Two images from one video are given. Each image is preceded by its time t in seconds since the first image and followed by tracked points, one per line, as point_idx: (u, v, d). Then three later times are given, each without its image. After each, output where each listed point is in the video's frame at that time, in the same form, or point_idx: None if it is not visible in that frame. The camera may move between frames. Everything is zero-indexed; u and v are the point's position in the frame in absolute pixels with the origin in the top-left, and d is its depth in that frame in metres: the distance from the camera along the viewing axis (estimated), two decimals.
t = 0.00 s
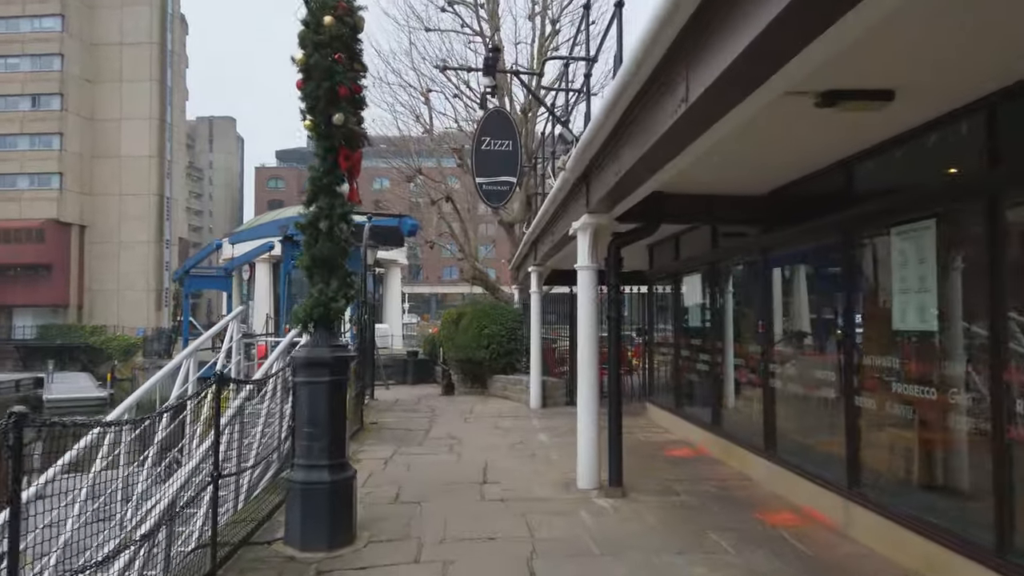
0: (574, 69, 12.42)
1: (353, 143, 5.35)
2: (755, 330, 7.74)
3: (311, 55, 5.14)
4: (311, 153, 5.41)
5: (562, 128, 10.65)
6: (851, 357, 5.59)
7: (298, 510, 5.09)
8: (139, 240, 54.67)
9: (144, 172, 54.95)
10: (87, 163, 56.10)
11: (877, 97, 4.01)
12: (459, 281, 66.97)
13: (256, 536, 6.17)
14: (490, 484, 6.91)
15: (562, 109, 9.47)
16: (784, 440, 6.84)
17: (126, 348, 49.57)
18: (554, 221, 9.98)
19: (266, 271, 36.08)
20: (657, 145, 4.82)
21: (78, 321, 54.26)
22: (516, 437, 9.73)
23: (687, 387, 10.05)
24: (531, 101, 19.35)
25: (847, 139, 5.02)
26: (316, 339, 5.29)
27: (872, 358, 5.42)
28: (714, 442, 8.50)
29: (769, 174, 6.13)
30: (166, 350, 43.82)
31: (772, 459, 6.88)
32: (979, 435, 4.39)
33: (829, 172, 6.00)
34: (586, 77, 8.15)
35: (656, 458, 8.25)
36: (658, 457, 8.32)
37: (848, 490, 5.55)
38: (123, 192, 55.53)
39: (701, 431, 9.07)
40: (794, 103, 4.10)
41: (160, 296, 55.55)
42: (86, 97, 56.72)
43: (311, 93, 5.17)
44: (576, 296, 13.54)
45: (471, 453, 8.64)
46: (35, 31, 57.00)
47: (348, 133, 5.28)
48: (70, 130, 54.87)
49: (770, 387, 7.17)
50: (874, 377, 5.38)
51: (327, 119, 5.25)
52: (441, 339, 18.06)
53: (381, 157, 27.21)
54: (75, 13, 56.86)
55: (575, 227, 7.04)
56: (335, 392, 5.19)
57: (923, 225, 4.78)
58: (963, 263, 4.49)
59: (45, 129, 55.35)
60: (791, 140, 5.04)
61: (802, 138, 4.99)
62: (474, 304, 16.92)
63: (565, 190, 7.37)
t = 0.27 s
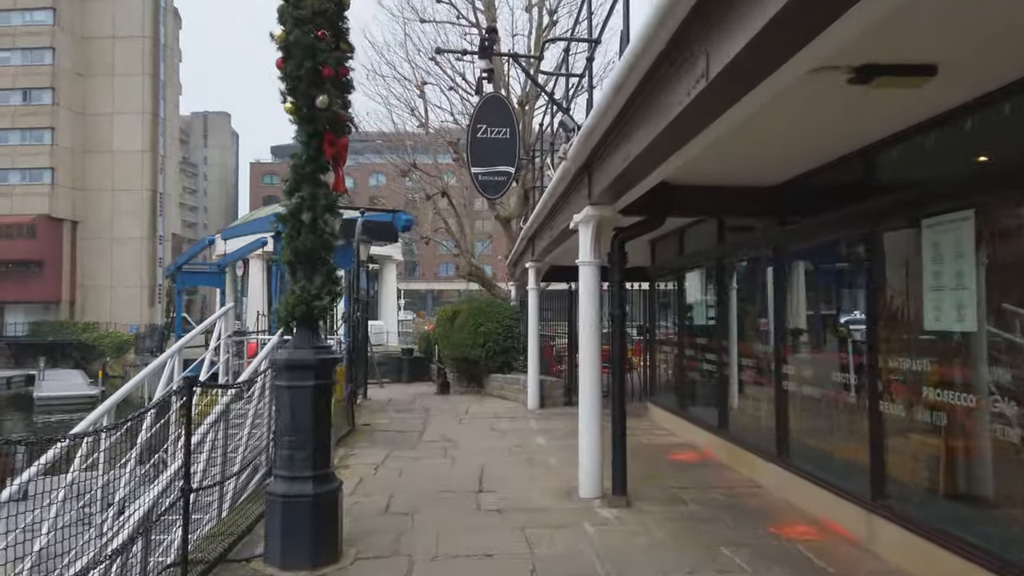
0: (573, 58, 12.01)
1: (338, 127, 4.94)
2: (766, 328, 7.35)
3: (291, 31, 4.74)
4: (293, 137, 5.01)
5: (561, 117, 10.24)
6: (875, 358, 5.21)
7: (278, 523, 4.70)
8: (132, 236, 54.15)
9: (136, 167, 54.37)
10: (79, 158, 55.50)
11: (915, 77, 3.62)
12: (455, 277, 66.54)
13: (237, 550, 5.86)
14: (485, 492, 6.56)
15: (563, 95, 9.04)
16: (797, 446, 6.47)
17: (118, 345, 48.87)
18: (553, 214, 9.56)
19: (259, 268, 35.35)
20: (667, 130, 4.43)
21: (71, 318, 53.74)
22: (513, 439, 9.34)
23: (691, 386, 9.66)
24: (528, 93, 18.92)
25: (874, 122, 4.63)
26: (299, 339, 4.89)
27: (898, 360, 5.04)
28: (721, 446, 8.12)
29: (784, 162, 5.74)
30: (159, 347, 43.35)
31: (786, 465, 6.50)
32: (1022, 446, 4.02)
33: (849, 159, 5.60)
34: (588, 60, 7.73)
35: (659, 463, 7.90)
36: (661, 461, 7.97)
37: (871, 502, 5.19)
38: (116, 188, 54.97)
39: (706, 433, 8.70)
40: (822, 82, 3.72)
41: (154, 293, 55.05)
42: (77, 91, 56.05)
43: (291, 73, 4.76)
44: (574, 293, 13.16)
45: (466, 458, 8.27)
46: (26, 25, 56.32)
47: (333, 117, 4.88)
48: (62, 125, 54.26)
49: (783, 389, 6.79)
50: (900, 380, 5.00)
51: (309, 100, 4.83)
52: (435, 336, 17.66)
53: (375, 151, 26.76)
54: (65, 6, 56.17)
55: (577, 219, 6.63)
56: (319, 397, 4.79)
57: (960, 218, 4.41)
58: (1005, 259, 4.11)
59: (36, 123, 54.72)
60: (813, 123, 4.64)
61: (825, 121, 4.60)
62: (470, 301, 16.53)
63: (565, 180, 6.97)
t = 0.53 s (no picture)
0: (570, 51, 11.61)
1: (316, 116, 4.53)
2: (774, 331, 6.99)
3: (263, 10, 4.33)
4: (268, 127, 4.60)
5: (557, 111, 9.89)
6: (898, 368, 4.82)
7: (249, 549, 4.30)
8: (124, 235, 53.65)
9: (129, 166, 53.83)
10: (71, 156, 54.92)
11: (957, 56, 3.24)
12: (451, 277, 66.13)
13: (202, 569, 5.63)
14: (478, 508, 6.18)
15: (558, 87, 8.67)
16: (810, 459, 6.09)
17: (110, 345, 48.33)
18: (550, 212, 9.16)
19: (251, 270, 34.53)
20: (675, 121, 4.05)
21: (62, 318, 53.19)
22: (507, 448, 8.96)
23: (692, 391, 9.29)
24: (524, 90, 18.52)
25: (900, 110, 4.24)
26: (273, 347, 4.49)
27: (924, 371, 4.65)
28: (725, 455, 7.75)
29: (798, 155, 5.34)
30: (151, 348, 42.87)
31: (796, 479, 6.12)
32: None
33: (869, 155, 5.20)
34: (587, 49, 7.34)
35: (660, 474, 7.53)
36: (662, 472, 7.60)
37: (895, 524, 4.81)
38: (108, 186, 54.43)
39: (709, 441, 8.33)
40: (853, 61, 3.33)
41: (146, 292, 54.53)
42: (69, 89, 55.46)
43: (264, 55, 4.35)
44: (572, 293, 12.77)
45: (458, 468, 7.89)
46: (17, 22, 55.68)
47: (310, 106, 4.46)
48: (53, 123, 53.67)
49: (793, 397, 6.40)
50: (925, 390, 4.63)
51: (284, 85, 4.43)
52: (429, 338, 17.25)
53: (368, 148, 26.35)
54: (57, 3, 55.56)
55: (575, 217, 6.23)
56: (295, 411, 4.40)
57: (997, 215, 4.03)
58: None
59: (27, 121, 54.10)
60: (834, 111, 4.26)
61: (847, 108, 4.21)
62: (464, 301, 16.13)
63: (563, 176, 6.57)
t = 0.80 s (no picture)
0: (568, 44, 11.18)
1: (289, 106, 4.12)
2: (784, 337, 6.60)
3: None
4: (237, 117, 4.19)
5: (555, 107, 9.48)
6: (926, 382, 4.44)
7: None
8: (119, 236, 53.13)
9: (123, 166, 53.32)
10: (65, 156, 54.39)
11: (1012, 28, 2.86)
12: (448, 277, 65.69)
13: None
14: (470, 528, 5.80)
15: (554, 79, 8.27)
16: (824, 476, 5.71)
17: (104, 346, 47.92)
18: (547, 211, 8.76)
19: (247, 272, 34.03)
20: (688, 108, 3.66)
21: (56, 319, 52.67)
22: (502, 458, 8.56)
23: (695, 398, 8.91)
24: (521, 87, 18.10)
25: (929, 97, 3.86)
26: (243, 360, 4.10)
27: (955, 386, 4.27)
28: (731, 468, 7.37)
29: (814, 149, 4.95)
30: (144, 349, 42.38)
31: (810, 496, 5.75)
32: None
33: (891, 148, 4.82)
34: (586, 38, 6.94)
35: (662, 487, 7.14)
36: (664, 485, 7.22)
37: (923, 551, 4.44)
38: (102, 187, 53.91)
39: (714, 452, 7.95)
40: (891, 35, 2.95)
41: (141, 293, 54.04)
42: (63, 88, 54.84)
43: (229, 37, 3.96)
44: (569, 295, 12.38)
45: (450, 481, 7.50)
46: (10, 20, 55.09)
47: (281, 95, 4.04)
48: (47, 123, 53.13)
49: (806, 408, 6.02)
50: (957, 405, 4.25)
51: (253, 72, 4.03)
52: (423, 340, 16.82)
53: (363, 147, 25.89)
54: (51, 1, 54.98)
55: (573, 216, 5.83)
56: (265, 430, 4.00)
57: None
58: None
59: (21, 120, 53.54)
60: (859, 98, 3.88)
61: (870, 96, 3.84)
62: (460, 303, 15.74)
63: (561, 173, 6.18)
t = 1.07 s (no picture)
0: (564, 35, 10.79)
1: (258, 86, 3.73)
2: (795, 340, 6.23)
3: None
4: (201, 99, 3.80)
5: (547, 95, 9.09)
6: (957, 390, 4.06)
7: None
8: (113, 236, 52.72)
9: (117, 165, 52.82)
10: (58, 155, 53.89)
11: None
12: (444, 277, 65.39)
13: None
14: (460, 544, 5.43)
15: (549, 66, 7.87)
16: (841, 488, 5.34)
17: (98, 347, 47.45)
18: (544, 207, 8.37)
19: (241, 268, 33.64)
20: (702, 84, 3.28)
21: (49, 319, 52.20)
22: (497, 466, 8.18)
23: (697, 402, 8.55)
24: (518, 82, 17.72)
25: (969, 75, 3.49)
26: (207, 367, 3.70)
27: (990, 392, 3.90)
28: (737, 477, 7.00)
29: (830, 136, 4.58)
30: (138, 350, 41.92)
31: (825, 511, 5.37)
32: None
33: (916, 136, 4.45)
34: (584, 22, 6.56)
35: (665, 497, 6.78)
36: (667, 495, 6.85)
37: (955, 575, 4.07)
38: (96, 186, 53.42)
39: (718, 459, 7.58)
40: None
41: (135, 293, 53.57)
42: (55, 86, 54.29)
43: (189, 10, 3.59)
44: (566, 295, 11.99)
45: (441, 491, 7.12)
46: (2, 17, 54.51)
47: (246, 73, 3.65)
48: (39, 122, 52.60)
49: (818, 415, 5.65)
50: (991, 417, 3.88)
51: (217, 45, 3.64)
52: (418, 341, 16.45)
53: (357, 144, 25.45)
54: None
55: (570, 211, 5.44)
56: (231, 447, 3.61)
57: None
58: None
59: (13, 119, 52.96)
60: (888, 75, 3.52)
61: (897, 75, 3.49)
62: (454, 303, 15.34)
63: (557, 166, 5.80)
